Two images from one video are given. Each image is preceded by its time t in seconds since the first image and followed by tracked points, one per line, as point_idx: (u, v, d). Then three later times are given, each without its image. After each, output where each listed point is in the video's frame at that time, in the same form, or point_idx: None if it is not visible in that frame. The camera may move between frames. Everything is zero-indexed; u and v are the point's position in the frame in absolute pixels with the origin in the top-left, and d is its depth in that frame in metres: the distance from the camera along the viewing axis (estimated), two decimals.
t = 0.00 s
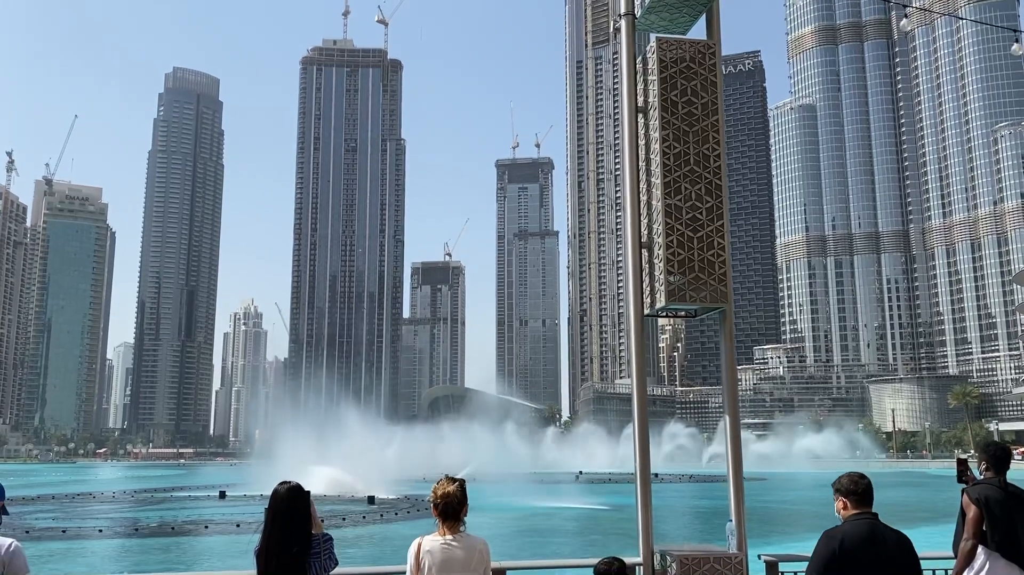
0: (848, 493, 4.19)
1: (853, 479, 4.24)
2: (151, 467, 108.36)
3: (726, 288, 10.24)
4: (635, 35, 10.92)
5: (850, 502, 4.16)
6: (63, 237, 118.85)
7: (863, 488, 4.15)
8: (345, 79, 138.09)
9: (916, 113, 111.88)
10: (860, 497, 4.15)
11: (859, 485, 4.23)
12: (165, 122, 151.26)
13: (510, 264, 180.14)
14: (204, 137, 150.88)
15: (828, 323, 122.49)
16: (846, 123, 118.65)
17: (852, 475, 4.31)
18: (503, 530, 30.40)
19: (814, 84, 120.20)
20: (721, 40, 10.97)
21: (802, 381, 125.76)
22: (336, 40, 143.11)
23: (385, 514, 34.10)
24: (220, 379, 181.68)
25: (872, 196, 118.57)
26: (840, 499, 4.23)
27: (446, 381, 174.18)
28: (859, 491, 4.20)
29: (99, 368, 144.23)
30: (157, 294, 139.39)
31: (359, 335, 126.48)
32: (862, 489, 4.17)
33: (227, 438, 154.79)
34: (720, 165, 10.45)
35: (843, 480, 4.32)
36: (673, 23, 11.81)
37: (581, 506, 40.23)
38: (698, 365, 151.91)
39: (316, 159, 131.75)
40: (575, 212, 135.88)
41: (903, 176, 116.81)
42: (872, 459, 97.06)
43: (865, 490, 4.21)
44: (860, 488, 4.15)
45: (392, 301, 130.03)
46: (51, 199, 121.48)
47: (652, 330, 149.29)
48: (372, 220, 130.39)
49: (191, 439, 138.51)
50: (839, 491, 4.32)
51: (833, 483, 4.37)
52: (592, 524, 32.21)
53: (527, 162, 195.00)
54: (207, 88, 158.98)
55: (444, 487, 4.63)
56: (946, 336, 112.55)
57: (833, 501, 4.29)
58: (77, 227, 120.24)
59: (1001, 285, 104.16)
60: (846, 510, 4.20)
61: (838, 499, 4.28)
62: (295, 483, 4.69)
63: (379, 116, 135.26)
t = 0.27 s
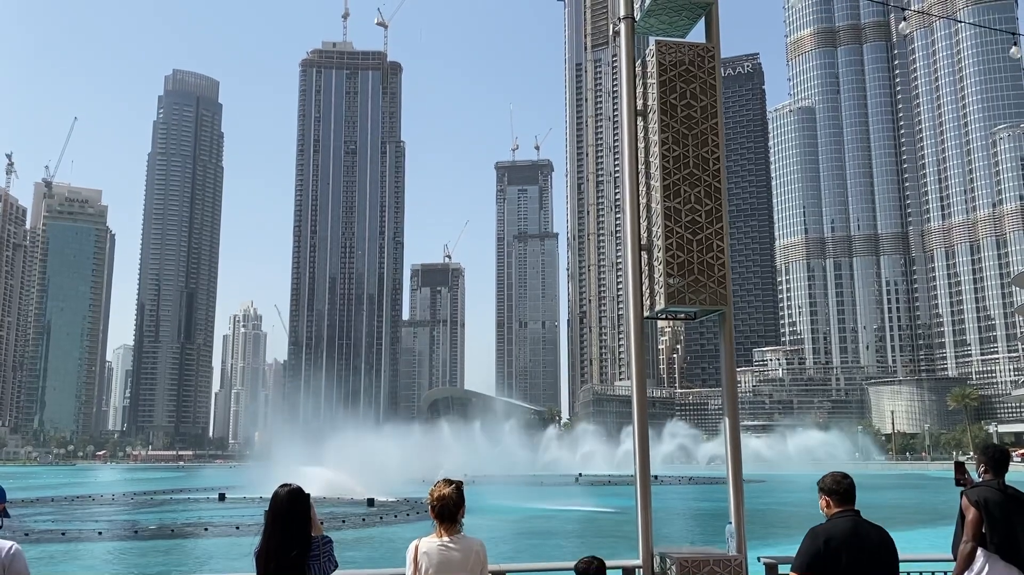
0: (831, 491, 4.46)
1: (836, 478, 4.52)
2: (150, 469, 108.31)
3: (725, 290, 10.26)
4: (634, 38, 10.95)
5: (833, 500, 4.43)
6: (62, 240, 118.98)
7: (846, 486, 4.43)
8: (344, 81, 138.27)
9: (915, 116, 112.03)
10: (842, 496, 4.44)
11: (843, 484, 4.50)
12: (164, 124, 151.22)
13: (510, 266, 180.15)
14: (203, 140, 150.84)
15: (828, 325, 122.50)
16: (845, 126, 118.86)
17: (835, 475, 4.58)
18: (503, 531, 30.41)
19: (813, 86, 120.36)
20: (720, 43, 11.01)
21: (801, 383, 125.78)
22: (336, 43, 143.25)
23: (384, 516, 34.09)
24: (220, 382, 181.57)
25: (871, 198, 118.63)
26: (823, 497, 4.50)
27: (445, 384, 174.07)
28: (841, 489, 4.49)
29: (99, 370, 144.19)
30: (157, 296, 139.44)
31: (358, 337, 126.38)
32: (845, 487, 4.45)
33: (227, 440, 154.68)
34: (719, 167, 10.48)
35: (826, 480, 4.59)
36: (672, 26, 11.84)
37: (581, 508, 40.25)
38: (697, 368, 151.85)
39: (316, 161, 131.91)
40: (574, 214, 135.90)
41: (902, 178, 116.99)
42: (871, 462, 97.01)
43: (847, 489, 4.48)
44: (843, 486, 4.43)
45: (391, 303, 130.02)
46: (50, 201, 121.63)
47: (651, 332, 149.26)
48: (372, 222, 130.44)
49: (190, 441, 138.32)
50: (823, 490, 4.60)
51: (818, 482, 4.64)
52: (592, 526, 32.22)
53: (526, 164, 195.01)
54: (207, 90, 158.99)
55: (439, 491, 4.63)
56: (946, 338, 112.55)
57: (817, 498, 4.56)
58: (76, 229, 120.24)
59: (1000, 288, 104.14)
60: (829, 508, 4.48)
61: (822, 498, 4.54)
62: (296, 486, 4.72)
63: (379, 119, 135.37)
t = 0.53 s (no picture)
0: (807, 496, 4.40)
1: (813, 483, 4.45)
2: (148, 472, 108.25)
3: (724, 292, 10.26)
4: (633, 40, 10.96)
5: (811, 506, 4.35)
6: (61, 243, 118.93)
7: (823, 492, 4.35)
8: (343, 84, 138.45)
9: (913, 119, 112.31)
10: (819, 501, 4.35)
11: (820, 488, 4.44)
12: (163, 127, 151.37)
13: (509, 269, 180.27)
14: (202, 143, 150.99)
15: (826, 327, 122.69)
16: (843, 129, 119.21)
17: (811, 479, 4.51)
18: (501, 534, 30.32)
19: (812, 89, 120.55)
20: (719, 45, 11.02)
21: (800, 386, 126.10)
22: (335, 45, 143.38)
23: (383, 520, 34.05)
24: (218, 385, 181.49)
25: (870, 201, 118.72)
26: (800, 502, 4.44)
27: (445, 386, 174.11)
28: (817, 494, 4.41)
29: (97, 373, 144.06)
30: (155, 300, 139.37)
31: (357, 340, 126.32)
32: (821, 493, 4.37)
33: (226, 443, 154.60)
34: (718, 170, 10.51)
35: (804, 483, 4.52)
36: (672, 29, 11.85)
37: (580, 511, 40.18)
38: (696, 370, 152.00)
39: (315, 164, 132.13)
40: (573, 217, 136.04)
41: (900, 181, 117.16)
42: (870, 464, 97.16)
43: (824, 493, 4.41)
44: (819, 491, 4.36)
45: (390, 305, 130.13)
46: (48, 204, 121.65)
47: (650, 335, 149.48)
48: (370, 225, 130.47)
49: (189, 444, 138.16)
50: (800, 494, 4.53)
51: (795, 487, 4.56)
52: (590, 529, 32.16)
53: (525, 167, 195.02)
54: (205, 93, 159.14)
55: (438, 494, 4.61)
56: (944, 340, 112.62)
57: (795, 504, 4.49)
58: (75, 232, 119.99)
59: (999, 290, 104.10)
60: (807, 513, 4.40)
61: (800, 504, 4.47)
62: (295, 489, 4.69)
63: (377, 122, 135.53)
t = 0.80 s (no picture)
0: (782, 494, 4.66)
1: (787, 482, 4.71)
2: (147, 475, 108.13)
3: (724, 295, 10.27)
4: (632, 43, 10.97)
5: (785, 502, 4.63)
6: (60, 245, 118.82)
7: (795, 488, 4.63)
8: (342, 87, 138.46)
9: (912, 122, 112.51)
10: (793, 498, 4.63)
11: (793, 487, 4.69)
12: (162, 130, 151.32)
13: (508, 272, 180.32)
14: (201, 146, 150.97)
15: (825, 330, 122.73)
16: (841, 131, 119.32)
17: (787, 479, 4.76)
18: (500, 537, 30.29)
19: (810, 92, 120.69)
20: (718, 48, 11.03)
21: (799, 388, 126.29)
22: (334, 48, 143.43)
23: (381, 523, 33.96)
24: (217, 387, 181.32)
25: (868, 203, 118.81)
26: (776, 501, 4.70)
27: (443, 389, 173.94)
28: (791, 492, 4.68)
29: (96, 376, 143.83)
30: (154, 303, 139.25)
31: (356, 343, 126.28)
32: (795, 490, 4.63)
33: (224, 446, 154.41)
34: (717, 173, 10.51)
35: (778, 484, 4.78)
36: (671, 31, 11.85)
37: (578, 513, 40.15)
38: (695, 373, 151.90)
39: (314, 167, 132.17)
40: (572, 220, 136.09)
41: (898, 184, 117.26)
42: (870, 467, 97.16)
43: (797, 492, 4.67)
44: (793, 489, 4.62)
45: (388, 308, 130.01)
46: (48, 207, 121.60)
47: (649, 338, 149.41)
48: (370, 228, 130.48)
49: (187, 447, 138.03)
50: (774, 495, 4.78)
51: (770, 486, 4.81)
52: (589, 532, 32.13)
53: (524, 170, 194.89)
54: (205, 96, 159.22)
55: (434, 496, 4.59)
56: (943, 343, 112.60)
57: (769, 502, 4.76)
58: (74, 235, 119.70)
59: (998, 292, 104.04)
60: (780, 510, 4.66)
61: (775, 503, 4.73)
62: (294, 492, 4.68)
63: (376, 125, 135.62)
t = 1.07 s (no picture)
0: (766, 495, 4.82)
1: (772, 483, 4.84)
2: (146, 478, 108.11)
3: (722, 298, 10.30)
4: (630, 47, 11.00)
5: (769, 503, 4.79)
6: (60, 249, 119.23)
7: (779, 489, 4.77)
8: (342, 90, 138.54)
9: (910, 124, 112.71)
10: (778, 500, 4.77)
11: (777, 488, 4.84)
12: (162, 133, 151.46)
13: (507, 275, 180.47)
14: (201, 149, 151.19)
15: (824, 332, 122.74)
16: (840, 134, 119.46)
17: (771, 480, 4.90)
18: (499, 540, 30.25)
19: (810, 95, 120.86)
20: (716, 52, 11.08)
21: (798, 391, 126.47)
22: (333, 52, 143.62)
23: (380, 526, 33.93)
24: (217, 390, 181.27)
25: (867, 206, 118.94)
26: (760, 503, 4.84)
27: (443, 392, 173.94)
28: (775, 493, 4.82)
29: (95, 379, 143.69)
30: (153, 306, 139.26)
31: (355, 346, 126.30)
32: (778, 490, 4.78)
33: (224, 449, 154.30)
34: (715, 175, 10.53)
35: (764, 486, 4.91)
36: (669, 36, 11.90)
37: (578, 517, 40.11)
38: (694, 376, 151.95)
39: (313, 170, 132.29)
40: (572, 223, 136.19)
41: (897, 187, 117.35)
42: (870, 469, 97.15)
43: (781, 492, 4.82)
44: (778, 491, 4.76)
45: (388, 311, 130.04)
46: (47, 210, 121.67)
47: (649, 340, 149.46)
48: (369, 231, 130.58)
49: (187, 450, 138.02)
50: (761, 494, 4.91)
51: (755, 488, 4.96)
52: (588, 535, 32.09)
53: (523, 172, 195.02)
54: (205, 99, 159.45)
55: (422, 500, 4.69)
56: (942, 345, 112.58)
57: (756, 504, 4.89)
58: (73, 238, 120.40)
59: (997, 294, 104.07)
60: (765, 511, 4.81)
61: (760, 504, 4.87)
62: (293, 496, 4.70)
63: (376, 128, 135.81)
